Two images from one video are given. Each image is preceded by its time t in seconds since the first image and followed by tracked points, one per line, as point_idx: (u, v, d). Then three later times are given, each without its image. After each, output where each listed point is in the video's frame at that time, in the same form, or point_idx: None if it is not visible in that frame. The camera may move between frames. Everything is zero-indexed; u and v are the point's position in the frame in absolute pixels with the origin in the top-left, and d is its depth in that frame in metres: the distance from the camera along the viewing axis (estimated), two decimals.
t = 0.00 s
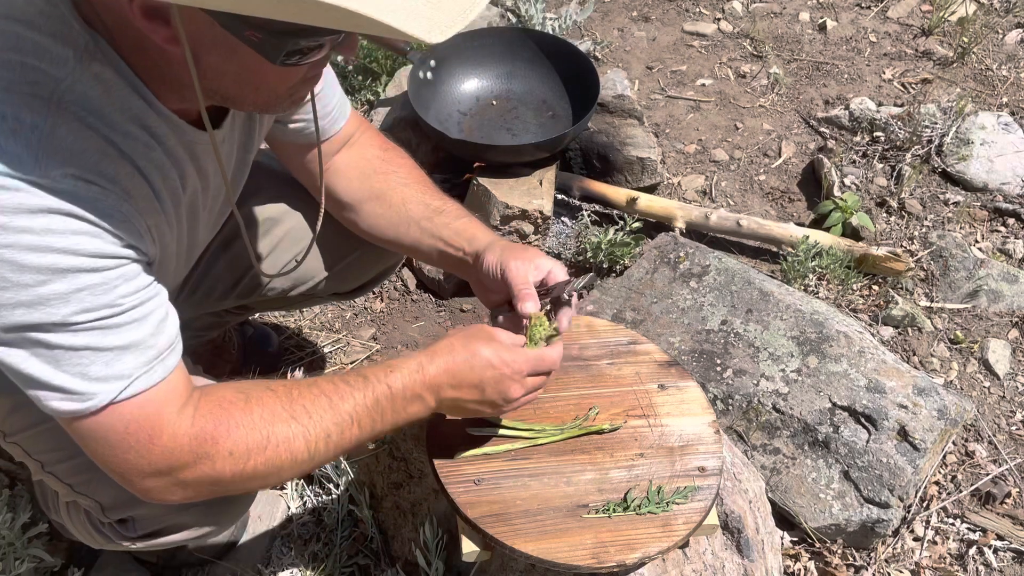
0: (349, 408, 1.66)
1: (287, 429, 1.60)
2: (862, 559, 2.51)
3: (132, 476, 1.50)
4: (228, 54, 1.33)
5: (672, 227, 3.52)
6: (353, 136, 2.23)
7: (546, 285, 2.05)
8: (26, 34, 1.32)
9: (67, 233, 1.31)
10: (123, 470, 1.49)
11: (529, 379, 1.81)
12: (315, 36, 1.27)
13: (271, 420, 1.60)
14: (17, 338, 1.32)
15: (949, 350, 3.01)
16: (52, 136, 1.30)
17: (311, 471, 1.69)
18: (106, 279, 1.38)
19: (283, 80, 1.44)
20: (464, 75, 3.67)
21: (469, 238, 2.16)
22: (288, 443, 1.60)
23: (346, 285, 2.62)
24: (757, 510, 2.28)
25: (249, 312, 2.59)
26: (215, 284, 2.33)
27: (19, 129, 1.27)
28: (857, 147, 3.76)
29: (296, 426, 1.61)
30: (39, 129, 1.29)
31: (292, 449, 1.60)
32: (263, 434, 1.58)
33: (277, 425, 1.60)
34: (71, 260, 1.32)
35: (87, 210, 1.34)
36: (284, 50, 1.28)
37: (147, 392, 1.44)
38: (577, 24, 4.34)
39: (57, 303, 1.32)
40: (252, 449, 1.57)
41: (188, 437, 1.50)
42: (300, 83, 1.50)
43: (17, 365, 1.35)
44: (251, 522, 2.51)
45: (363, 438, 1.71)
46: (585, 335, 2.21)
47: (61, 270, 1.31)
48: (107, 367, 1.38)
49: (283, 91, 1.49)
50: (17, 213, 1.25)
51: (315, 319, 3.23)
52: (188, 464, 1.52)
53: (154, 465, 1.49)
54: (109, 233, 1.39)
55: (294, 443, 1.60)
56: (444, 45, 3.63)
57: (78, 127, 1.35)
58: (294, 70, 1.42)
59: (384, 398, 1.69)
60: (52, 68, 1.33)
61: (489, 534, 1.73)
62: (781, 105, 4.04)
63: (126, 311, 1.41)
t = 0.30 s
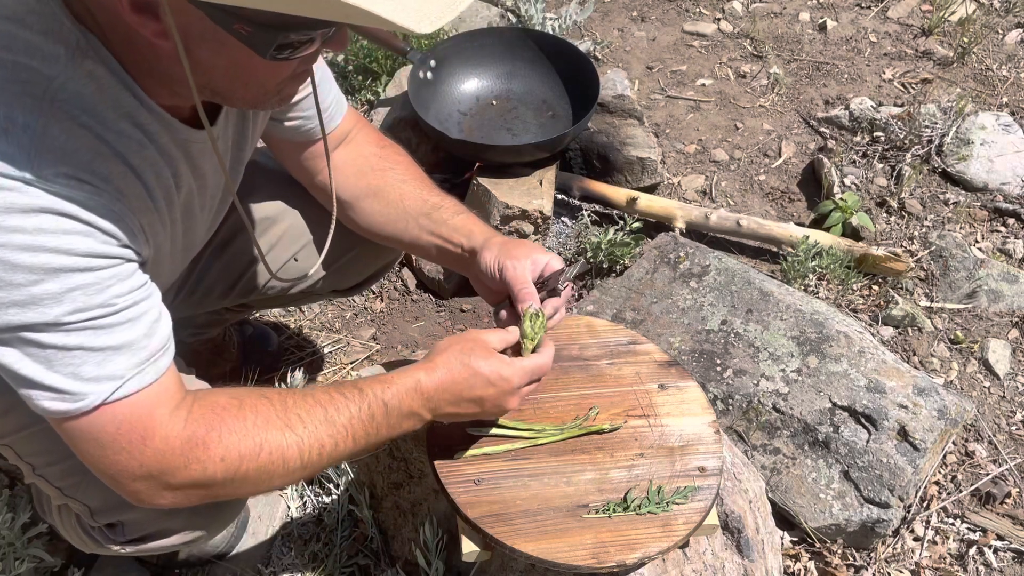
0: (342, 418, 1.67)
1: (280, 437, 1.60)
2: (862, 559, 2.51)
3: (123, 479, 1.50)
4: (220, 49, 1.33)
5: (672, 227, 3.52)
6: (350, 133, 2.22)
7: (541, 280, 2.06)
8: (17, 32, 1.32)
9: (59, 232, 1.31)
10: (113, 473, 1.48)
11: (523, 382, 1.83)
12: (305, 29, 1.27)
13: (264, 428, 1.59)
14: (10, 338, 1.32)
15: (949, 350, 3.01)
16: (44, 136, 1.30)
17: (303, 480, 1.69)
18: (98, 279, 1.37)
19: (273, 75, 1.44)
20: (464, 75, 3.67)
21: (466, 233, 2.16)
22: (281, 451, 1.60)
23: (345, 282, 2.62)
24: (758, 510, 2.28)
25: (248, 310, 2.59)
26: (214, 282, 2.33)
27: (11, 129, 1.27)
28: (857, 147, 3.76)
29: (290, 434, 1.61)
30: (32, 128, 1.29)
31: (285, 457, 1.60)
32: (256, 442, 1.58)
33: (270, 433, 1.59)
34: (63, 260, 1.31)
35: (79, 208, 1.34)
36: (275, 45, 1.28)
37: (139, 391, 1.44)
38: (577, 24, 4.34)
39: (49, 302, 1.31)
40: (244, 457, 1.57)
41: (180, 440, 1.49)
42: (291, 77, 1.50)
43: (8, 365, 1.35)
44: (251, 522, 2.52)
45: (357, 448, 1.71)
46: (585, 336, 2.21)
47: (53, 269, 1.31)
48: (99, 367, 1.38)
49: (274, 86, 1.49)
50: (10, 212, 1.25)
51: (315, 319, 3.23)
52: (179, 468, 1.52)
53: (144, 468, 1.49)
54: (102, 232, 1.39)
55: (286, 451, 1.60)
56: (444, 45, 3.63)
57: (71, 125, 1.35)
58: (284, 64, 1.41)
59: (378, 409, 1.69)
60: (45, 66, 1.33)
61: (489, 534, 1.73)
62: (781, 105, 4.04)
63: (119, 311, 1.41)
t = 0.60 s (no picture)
0: (339, 420, 1.66)
1: (277, 439, 1.60)
2: (862, 559, 2.52)
3: (119, 483, 1.50)
4: (214, 52, 1.33)
5: (672, 227, 3.51)
6: (348, 134, 2.22)
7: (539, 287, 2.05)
8: (10, 36, 1.32)
9: (52, 236, 1.30)
10: (109, 475, 1.48)
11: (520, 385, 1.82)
12: (296, 34, 1.27)
13: (260, 430, 1.60)
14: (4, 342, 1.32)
15: (949, 350, 3.01)
16: (37, 139, 1.30)
17: (301, 481, 1.69)
18: (92, 283, 1.37)
19: (265, 78, 1.44)
20: (464, 75, 3.67)
21: (460, 236, 2.17)
22: (278, 453, 1.60)
23: (345, 282, 2.61)
24: (758, 509, 2.28)
25: (247, 309, 2.59)
26: (213, 283, 2.34)
27: (4, 133, 1.27)
28: (857, 147, 3.76)
29: (287, 436, 1.61)
30: (25, 131, 1.29)
31: (282, 459, 1.60)
32: (252, 443, 1.58)
33: (267, 435, 1.60)
34: (58, 264, 1.31)
35: (73, 211, 1.34)
36: (267, 48, 1.28)
37: (134, 396, 1.44)
38: (577, 24, 4.34)
39: (44, 306, 1.31)
40: (241, 458, 1.57)
41: (176, 443, 1.49)
42: (283, 80, 1.50)
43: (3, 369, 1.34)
44: (251, 522, 2.52)
45: (355, 450, 1.71)
46: (585, 335, 2.21)
47: (47, 273, 1.30)
48: (95, 371, 1.38)
49: (266, 89, 1.49)
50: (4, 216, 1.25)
51: (315, 319, 3.23)
52: (175, 471, 1.52)
53: (140, 472, 1.49)
54: (96, 235, 1.39)
55: (283, 453, 1.60)
56: (444, 45, 3.63)
57: (65, 129, 1.35)
58: (276, 68, 1.41)
59: (374, 410, 1.69)
60: (39, 70, 1.33)
61: (489, 534, 1.73)
62: (781, 105, 4.04)
63: (114, 315, 1.41)
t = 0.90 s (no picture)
0: (337, 420, 1.67)
1: (274, 439, 1.60)
2: (862, 559, 2.52)
3: (118, 485, 1.50)
4: (213, 53, 1.33)
5: (672, 227, 3.52)
6: (348, 138, 2.22)
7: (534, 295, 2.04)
8: (9, 36, 1.31)
9: (50, 238, 1.30)
10: (107, 477, 1.48)
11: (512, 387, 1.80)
12: (294, 37, 1.27)
13: (258, 430, 1.60)
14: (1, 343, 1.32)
15: (949, 350, 3.01)
16: (36, 141, 1.30)
17: (300, 482, 1.69)
18: (90, 285, 1.37)
19: (263, 81, 1.44)
20: (464, 75, 3.67)
21: (459, 243, 2.16)
22: (276, 453, 1.60)
23: (344, 284, 2.61)
24: (758, 510, 2.28)
25: (247, 310, 2.59)
26: (212, 285, 2.34)
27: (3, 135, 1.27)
28: (857, 147, 3.76)
29: (284, 435, 1.62)
30: (24, 132, 1.29)
31: (279, 457, 1.61)
32: (249, 443, 1.58)
33: (265, 435, 1.60)
34: (57, 266, 1.32)
35: (72, 212, 1.34)
36: (264, 52, 1.28)
37: (132, 398, 1.44)
38: (577, 24, 4.34)
39: (42, 308, 1.32)
40: (238, 458, 1.57)
41: (174, 445, 1.50)
42: (281, 82, 1.50)
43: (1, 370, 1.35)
44: (251, 522, 2.52)
45: (353, 450, 1.70)
46: (585, 335, 2.21)
47: (46, 275, 1.31)
48: (93, 373, 1.38)
49: (263, 91, 1.49)
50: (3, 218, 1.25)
51: (315, 319, 3.23)
52: (173, 472, 1.52)
53: (139, 473, 1.49)
54: (94, 236, 1.39)
55: (281, 452, 1.60)
56: (444, 45, 3.63)
57: (64, 131, 1.35)
58: (274, 71, 1.41)
59: (372, 411, 1.70)
60: (38, 70, 1.32)
61: (489, 534, 1.73)
62: (781, 105, 4.04)
63: (112, 317, 1.41)
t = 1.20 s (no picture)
0: (339, 431, 1.67)
1: (277, 449, 1.60)
2: (862, 559, 2.52)
3: (119, 492, 1.50)
4: (212, 57, 1.33)
5: (672, 227, 3.52)
6: (348, 138, 2.22)
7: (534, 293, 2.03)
8: (9, 41, 1.32)
9: (49, 245, 1.30)
10: (108, 483, 1.48)
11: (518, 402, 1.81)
12: (293, 44, 1.27)
13: (261, 440, 1.60)
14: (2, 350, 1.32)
15: (949, 349, 3.01)
16: (36, 147, 1.30)
17: (300, 489, 1.69)
18: (91, 291, 1.37)
19: (263, 85, 1.44)
20: (464, 75, 3.67)
21: (459, 242, 2.16)
22: (278, 463, 1.60)
23: (344, 284, 2.61)
24: (758, 509, 2.28)
25: (247, 311, 2.59)
26: (213, 288, 2.34)
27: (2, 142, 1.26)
28: (857, 147, 3.76)
29: (287, 445, 1.61)
30: (23, 139, 1.29)
31: (281, 467, 1.60)
32: (252, 453, 1.58)
33: (267, 445, 1.60)
34: (57, 273, 1.31)
35: (71, 219, 1.34)
36: (263, 57, 1.29)
37: (133, 404, 1.44)
38: (577, 24, 4.34)
39: (44, 315, 1.32)
40: (240, 468, 1.57)
41: (175, 452, 1.49)
42: (279, 88, 1.50)
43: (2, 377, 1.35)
44: (251, 523, 2.52)
45: (353, 460, 1.71)
46: (585, 335, 2.21)
47: (47, 282, 1.31)
48: (94, 380, 1.38)
49: (262, 97, 1.49)
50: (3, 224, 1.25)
51: (315, 319, 3.23)
52: (174, 480, 1.52)
53: (140, 480, 1.49)
54: (94, 242, 1.39)
55: (283, 462, 1.60)
56: (444, 45, 3.63)
57: (63, 136, 1.35)
58: (273, 76, 1.41)
59: (374, 423, 1.70)
60: (37, 75, 1.32)
61: (489, 534, 1.73)
62: (781, 105, 4.04)
63: (113, 323, 1.41)
